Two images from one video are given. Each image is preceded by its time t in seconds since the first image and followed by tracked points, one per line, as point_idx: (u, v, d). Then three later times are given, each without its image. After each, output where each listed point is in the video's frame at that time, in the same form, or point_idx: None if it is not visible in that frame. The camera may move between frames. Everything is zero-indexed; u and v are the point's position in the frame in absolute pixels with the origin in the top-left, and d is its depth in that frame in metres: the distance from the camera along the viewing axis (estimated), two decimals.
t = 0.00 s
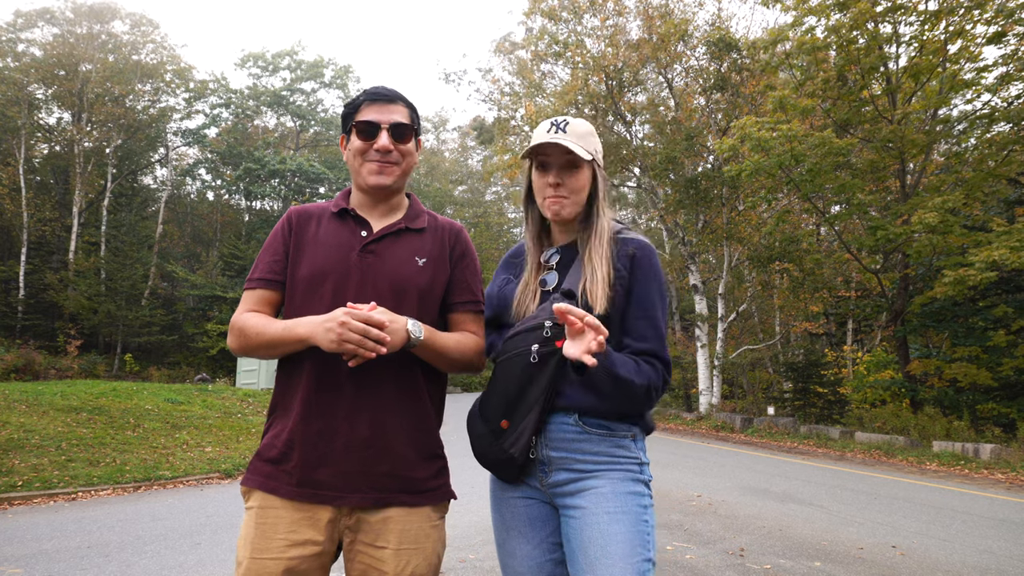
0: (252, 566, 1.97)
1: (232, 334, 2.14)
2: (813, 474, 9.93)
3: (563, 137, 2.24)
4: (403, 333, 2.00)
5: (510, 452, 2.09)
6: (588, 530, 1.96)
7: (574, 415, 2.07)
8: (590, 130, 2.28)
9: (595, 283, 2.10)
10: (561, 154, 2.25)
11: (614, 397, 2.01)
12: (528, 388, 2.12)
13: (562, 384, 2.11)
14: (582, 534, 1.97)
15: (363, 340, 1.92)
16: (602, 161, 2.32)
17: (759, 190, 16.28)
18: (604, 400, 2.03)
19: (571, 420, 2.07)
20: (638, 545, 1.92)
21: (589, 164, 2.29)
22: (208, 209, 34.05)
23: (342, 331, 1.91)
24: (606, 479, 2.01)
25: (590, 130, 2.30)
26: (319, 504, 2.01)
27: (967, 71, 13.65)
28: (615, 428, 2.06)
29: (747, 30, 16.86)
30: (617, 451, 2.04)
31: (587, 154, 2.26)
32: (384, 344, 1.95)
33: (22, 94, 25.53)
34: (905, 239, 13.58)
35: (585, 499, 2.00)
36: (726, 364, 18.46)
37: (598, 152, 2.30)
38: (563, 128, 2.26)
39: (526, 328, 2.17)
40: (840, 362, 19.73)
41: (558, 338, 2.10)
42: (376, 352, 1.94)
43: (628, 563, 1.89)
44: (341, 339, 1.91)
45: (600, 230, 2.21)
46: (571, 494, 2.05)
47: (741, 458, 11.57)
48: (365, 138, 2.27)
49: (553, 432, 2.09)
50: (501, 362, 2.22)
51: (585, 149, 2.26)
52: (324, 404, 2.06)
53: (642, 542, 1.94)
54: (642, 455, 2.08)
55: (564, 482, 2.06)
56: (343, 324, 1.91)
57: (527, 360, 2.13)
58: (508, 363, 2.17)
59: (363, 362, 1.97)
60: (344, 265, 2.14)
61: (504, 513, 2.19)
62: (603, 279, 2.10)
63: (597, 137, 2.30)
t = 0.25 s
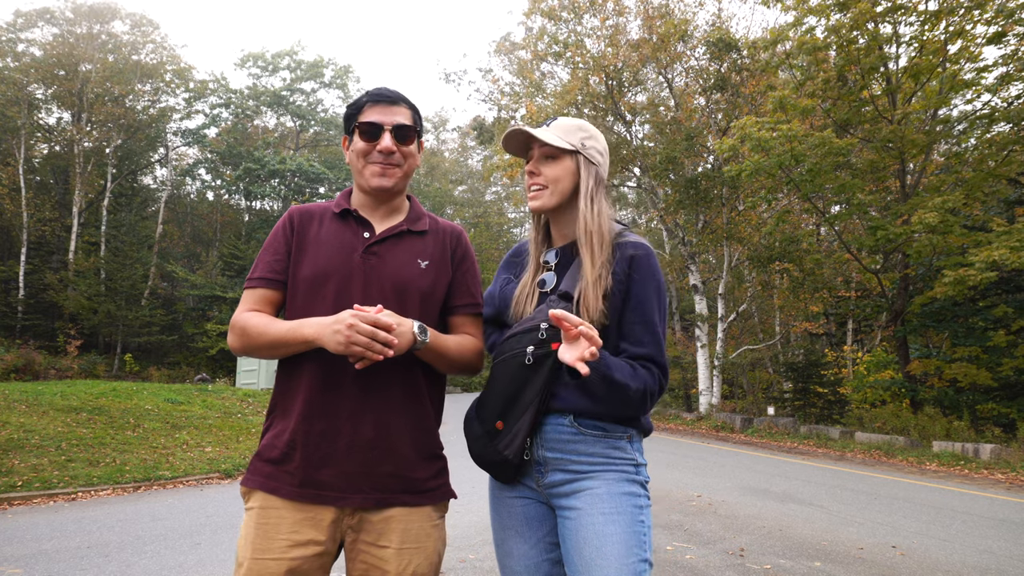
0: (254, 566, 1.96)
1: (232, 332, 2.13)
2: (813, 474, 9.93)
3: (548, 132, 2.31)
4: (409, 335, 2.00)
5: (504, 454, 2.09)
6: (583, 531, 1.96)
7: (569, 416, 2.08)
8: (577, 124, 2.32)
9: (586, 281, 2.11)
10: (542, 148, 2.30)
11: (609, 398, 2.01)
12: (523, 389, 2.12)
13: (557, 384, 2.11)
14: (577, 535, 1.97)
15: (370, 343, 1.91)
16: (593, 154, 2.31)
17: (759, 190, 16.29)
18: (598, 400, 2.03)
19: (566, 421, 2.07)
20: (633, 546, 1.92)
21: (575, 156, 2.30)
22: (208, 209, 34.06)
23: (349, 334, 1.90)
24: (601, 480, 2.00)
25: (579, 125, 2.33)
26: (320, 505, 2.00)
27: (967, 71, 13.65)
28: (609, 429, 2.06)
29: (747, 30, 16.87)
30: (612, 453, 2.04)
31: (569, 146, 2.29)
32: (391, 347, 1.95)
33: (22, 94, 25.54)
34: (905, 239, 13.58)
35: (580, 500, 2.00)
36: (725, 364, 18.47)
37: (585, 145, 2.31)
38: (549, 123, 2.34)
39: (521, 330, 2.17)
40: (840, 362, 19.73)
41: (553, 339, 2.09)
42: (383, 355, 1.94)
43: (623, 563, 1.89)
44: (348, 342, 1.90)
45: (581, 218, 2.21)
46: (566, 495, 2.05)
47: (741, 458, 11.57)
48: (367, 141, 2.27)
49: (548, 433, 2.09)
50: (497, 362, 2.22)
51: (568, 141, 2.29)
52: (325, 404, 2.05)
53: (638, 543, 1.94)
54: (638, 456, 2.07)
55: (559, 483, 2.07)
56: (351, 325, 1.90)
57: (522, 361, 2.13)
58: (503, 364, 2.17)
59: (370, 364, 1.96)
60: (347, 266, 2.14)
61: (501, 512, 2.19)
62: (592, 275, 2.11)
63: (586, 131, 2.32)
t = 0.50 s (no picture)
0: (258, 567, 1.95)
1: (234, 333, 2.10)
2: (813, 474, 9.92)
3: (545, 130, 2.31)
4: (417, 341, 2.00)
5: (503, 455, 2.08)
6: (582, 531, 1.95)
7: (567, 417, 2.06)
8: (575, 121, 2.31)
9: (582, 280, 2.09)
10: (539, 146, 2.31)
11: (605, 399, 1.99)
12: (521, 391, 2.10)
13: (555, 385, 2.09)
14: (577, 536, 1.96)
15: (381, 349, 1.90)
16: (592, 153, 2.29)
17: (759, 190, 16.29)
18: (596, 401, 2.02)
19: (564, 422, 2.06)
20: (633, 546, 1.91)
21: (572, 153, 2.29)
22: (208, 209, 34.06)
23: (359, 339, 1.88)
24: (599, 481, 1.99)
25: (578, 123, 2.32)
26: (324, 506, 1.99)
27: (967, 71, 13.63)
28: (608, 430, 2.04)
29: (747, 30, 16.85)
30: (611, 453, 2.02)
31: (566, 144, 2.27)
32: (401, 352, 1.94)
33: (22, 94, 25.53)
34: (905, 239, 13.57)
35: (579, 501, 1.99)
36: (726, 364, 18.45)
37: (583, 143, 2.29)
38: (548, 124, 2.33)
39: (519, 331, 2.16)
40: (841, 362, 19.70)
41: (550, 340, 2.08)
42: (393, 361, 1.93)
43: (622, 563, 1.88)
44: (358, 347, 1.89)
45: (578, 216, 2.20)
46: (564, 496, 2.04)
47: (741, 458, 11.56)
48: (369, 131, 2.27)
49: (547, 434, 2.08)
50: (496, 364, 2.20)
51: (567, 139, 2.28)
52: (329, 405, 2.03)
53: (637, 543, 1.93)
54: (637, 456, 2.06)
55: (558, 483, 2.05)
56: (361, 332, 1.88)
57: (519, 363, 2.12)
58: (502, 366, 2.15)
59: (378, 369, 1.96)
60: (350, 267, 2.13)
61: (501, 513, 2.18)
62: (589, 274, 2.09)
63: (585, 130, 2.31)
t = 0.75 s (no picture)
0: (262, 566, 1.96)
1: (238, 335, 2.11)
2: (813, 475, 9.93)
3: (538, 132, 2.32)
4: (419, 340, 2.00)
5: (504, 455, 2.09)
6: (583, 531, 1.95)
7: (568, 417, 2.07)
8: (568, 122, 2.32)
9: (584, 283, 2.10)
10: (533, 150, 2.31)
11: (605, 400, 2.00)
12: (522, 391, 2.11)
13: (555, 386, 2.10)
14: (577, 536, 1.96)
15: (382, 347, 1.91)
16: (586, 153, 2.30)
17: (759, 190, 16.31)
18: (596, 402, 2.02)
19: (565, 422, 2.07)
20: (633, 545, 1.92)
21: (566, 155, 2.30)
22: (208, 209, 34.07)
23: (360, 338, 1.89)
24: (600, 480, 2.00)
25: (571, 123, 2.32)
26: (327, 505, 1.99)
27: (967, 71, 13.64)
28: (608, 430, 2.05)
29: (747, 31, 16.85)
30: (612, 453, 2.03)
31: (560, 145, 2.28)
32: (402, 350, 1.94)
33: (22, 94, 25.54)
34: (905, 240, 13.57)
35: (580, 501, 2.00)
36: (726, 364, 18.45)
37: (576, 144, 2.30)
38: (541, 126, 2.34)
39: (519, 332, 2.16)
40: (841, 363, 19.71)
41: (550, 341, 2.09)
42: (394, 359, 1.94)
43: (623, 563, 1.88)
44: (359, 345, 1.89)
45: (576, 217, 2.21)
46: (566, 495, 2.05)
47: (741, 458, 11.56)
48: (371, 137, 2.27)
49: (548, 434, 2.09)
50: (497, 365, 2.21)
51: (559, 141, 2.29)
52: (333, 406, 2.04)
53: (638, 543, 1.93)
54: (638, 456, 2.06)
55: (559, 483, 2.06)
56: (362, 330, 1.89)
57: (520, 364, 2.12)
58: (503, 366, 2.16)
59: (380, 368, 1.96)
60: (353, 269, 2.13)
61: (503, 513, 2.19)
62: (590, 277, 2.11)
63: (577, 131, 2.31)
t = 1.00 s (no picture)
0: (267, 567, 1.95)
1: (245, 339, 2.13)
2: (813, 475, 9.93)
3: (538, 131, 2.32)
4: (415, 336, 1.98)
5: (505, 454, 2.09)
6: (584, 532, 1.95)
7: (568, 416, 2.07)
8: (569, 122, 2.32)
9: (584, 281, 2.10)
10: (534, 149, 2.32)
11: (606, 401, 2.00)
12: (522, 391, 2.11)
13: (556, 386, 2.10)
14: (578, 536, 1.96)
15: (376, 345, 1.90)
16: (587, 152, 2.30)
17: (759, 190, 16.31)
18: (597, 402, 2.03)
19: (566, 422, 2.06)
20: (634, 545, 1.92)
21: (566, 154, 2.30)
22: (208, 209, 34.09)
23: (354, 337, 1.89)
24: (601, 480, 2.00)
25: (572, 123, 2.33)
26: (331, 504, 1.99)
27: (967, 71, 13.64)
28: (609, 430, 2.05)
29: (747, 31, 16.86)
30: (613, 453, 2.03)
31: (561, 144, 2.29)
32: (397, 347, 1.92)
33: (22, 94, 25.55)
34: (905, 240, 13.57)
35: (580, 501, 2.00)
36: (725, 364, 18.44)
37: (577, 143, 2.30)
38: (541, 126, 2.35)
39: (520, 332, 2.17)
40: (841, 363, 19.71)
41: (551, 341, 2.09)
42: (390, 356, 1.92)
43: (624, 563, 1.88)
44: (354, 345, 1.89)
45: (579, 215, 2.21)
46: (567, 495, 2.05)
47: (741, 459, 11.57)
48: (378, 135, 2.26)
49: (549, 434, 2.08)
50: (498, 364, 2.21)
51: (560, 141, 2.29)
52: (336, 403, 2.04)
53: (639, 542, 1.94)
54: (639, 456, 2.06)
55: (560, 483, 2.06)
56: (355, 329, 1.89)
57: (520, 363, 2.13)
58: (503, 366, 2.17)
59: (377, 365, 1.95)
60: (355, 268, 2.13)
61: (504, 513, 2.18)
62: (590, 276, 2.10)
63: (578, 130, 2.31)
